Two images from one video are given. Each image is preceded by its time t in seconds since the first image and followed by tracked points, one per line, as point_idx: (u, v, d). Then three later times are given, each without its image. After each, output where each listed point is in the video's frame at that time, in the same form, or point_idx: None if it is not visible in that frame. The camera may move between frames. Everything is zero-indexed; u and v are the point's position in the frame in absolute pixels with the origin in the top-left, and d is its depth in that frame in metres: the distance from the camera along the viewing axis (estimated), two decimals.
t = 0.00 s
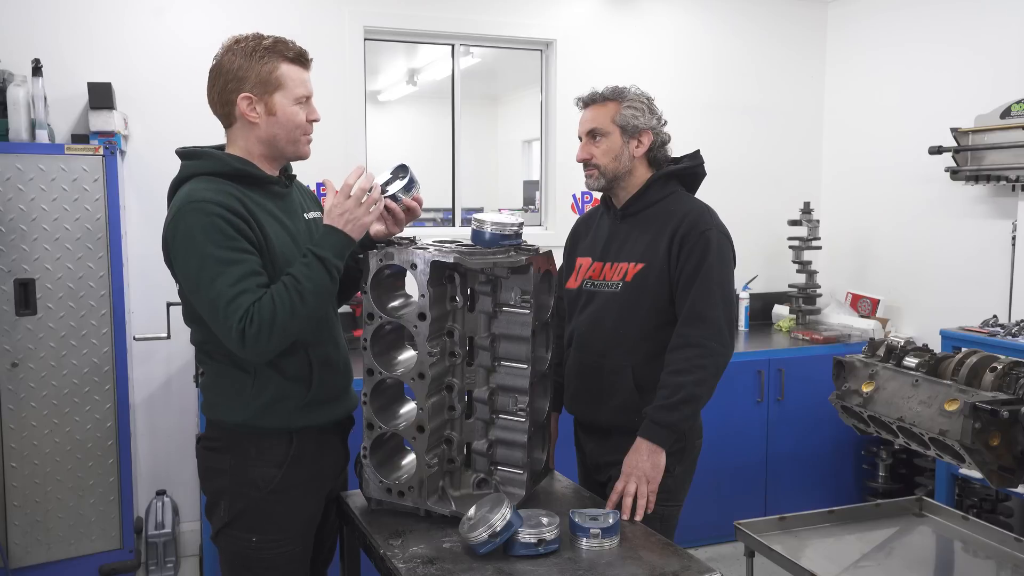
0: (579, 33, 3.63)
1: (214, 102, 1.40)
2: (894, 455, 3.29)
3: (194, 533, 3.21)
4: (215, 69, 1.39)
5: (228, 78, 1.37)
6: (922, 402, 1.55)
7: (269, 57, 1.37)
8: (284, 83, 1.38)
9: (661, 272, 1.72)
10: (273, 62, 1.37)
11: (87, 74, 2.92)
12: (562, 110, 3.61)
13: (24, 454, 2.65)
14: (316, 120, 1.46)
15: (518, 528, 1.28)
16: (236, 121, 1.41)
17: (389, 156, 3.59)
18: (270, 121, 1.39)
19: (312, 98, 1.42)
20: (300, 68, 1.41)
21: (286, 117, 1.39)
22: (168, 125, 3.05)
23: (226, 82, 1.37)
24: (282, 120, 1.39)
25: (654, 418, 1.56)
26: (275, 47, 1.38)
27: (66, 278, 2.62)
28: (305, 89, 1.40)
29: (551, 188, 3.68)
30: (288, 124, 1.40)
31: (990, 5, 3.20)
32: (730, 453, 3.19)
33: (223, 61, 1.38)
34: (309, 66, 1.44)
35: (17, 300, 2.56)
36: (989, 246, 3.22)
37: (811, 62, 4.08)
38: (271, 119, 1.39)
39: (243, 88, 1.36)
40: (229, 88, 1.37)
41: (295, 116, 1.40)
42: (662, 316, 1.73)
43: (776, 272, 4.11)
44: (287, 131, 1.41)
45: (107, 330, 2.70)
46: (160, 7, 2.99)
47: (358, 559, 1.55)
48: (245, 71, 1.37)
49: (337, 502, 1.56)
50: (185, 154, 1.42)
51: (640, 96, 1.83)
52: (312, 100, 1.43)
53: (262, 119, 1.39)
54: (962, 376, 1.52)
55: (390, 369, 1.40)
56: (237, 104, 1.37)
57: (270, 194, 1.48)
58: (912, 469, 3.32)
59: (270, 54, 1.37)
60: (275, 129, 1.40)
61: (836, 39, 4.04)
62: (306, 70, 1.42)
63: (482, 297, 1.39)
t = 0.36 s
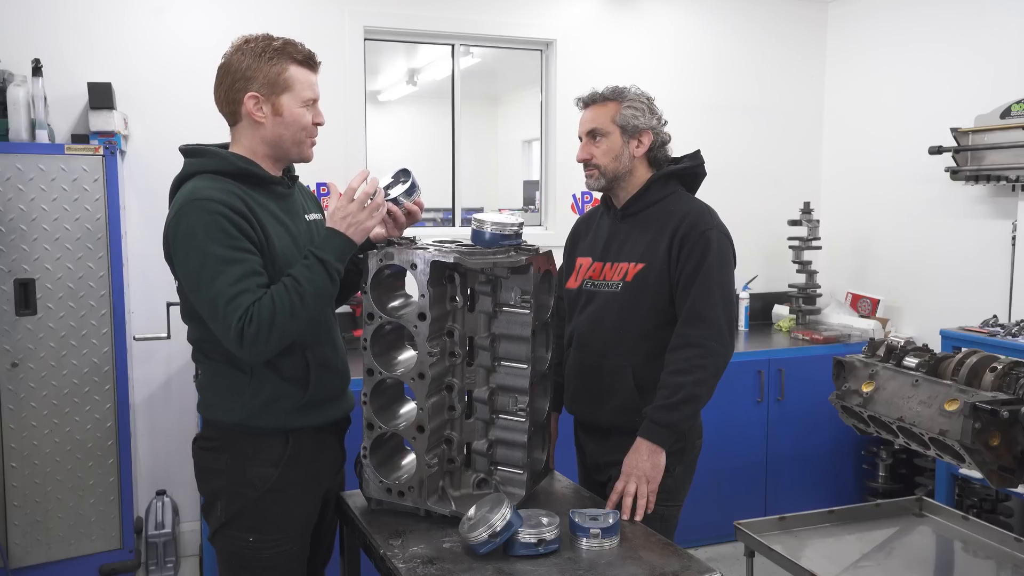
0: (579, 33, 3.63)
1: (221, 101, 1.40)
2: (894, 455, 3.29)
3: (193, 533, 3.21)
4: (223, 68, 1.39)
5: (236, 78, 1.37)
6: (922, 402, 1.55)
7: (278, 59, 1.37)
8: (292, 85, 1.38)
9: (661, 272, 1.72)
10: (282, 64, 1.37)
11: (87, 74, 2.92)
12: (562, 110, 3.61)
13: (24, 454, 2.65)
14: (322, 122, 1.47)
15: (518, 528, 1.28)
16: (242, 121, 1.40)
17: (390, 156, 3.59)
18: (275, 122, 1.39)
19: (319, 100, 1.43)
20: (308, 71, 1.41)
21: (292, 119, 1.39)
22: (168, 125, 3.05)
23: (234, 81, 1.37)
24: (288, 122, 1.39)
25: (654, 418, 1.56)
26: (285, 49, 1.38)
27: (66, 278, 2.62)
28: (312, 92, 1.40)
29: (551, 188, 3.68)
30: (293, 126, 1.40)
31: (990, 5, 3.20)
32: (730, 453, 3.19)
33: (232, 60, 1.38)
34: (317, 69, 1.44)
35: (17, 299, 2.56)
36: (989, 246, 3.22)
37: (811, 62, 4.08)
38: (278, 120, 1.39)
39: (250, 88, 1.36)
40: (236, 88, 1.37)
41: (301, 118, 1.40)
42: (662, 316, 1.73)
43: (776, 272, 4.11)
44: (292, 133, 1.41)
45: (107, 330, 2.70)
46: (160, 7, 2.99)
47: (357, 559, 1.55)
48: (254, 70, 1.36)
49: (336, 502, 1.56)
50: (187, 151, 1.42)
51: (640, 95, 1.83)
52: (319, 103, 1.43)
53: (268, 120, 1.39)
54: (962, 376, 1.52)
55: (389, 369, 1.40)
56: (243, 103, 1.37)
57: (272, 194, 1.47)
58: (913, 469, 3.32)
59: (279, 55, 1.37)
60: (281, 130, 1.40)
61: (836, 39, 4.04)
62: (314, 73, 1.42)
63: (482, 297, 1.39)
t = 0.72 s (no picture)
0: (579, 33, 3.63)
1: (223, 101, 1.40)
2: (894, 455, 3.29)
3: (193, 533, 3.21)
4: (226, 68, 1.39)
5: (239, 78, 1.37)
6: (922, 402, 1.55)
7: (281, 59, 1.37)
8: (295, 86, 1.38)
9: (662, 271, 1.72)
10: (285, 64, 1.37)
11: (86, 74, 2.92)
12: (562, 110, 3.61)
13: (24, 454, 2.65)
14: (323, 123, 1.46)
15: (518, 528, 1.28)
16: (244, 120, 1.40)
17: (390, 156, 3.59)
18: (278, 122, 1.39)
19: (321, 101, 1.42)
20: (311, 71, 1.41)
21: (295, 119, 1.39)
22: (168, 125, 3.05)
23: (236, 80, 1.37)
24: (291, 122, 1.39)
25: (654, 418, 1.56)
26: (287, 49, 1.38)
27: (66, 278, 2.62)
28: (314, 92, 1.40)
29: (551, 188, 3.67)
30: (296, 126, 1.40)
31: (991, 5, 3.20)
32: (729, 453, 3.19)
33: (235, 59, 1.38)
34: (319, 70, 1.43)
35: (17, 299, 2.56)
36: (989, 246, 3.22)
37: (811, 62, 4.08)
38: (280, 120, 1.39)
39: (253, 88, 1.36)
40: (239, 88, 1.37)
41: (303, 119, 1.40)
42: (663, 315, 1.73)
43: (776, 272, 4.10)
44: (294, 133, 1.41)
45: (107, 330, 2.70)
46: (160, 7, 2.99)
47: (356, 559, 1.55)
48: (256, 71, 1.36)
49: (335, 501, 1.56)
50: (188, 150, 1.42)
51: (625, 97, 1.75)
52: (321, 104, 1.43)
53: (270, 120, 1.39)
54: (962, 376, 1.52)
55: (389, 369, 1.40)
56: (246, 103, 1.37)
57: (273, 194, 1.47)
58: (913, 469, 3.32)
59: (283, 56, 1.37)
60: (283, 130, 1.40)
61: (836, 39, 4.04)
62: (316, 74, 1.42)
63: (482, 297, 1.39)
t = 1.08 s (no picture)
0: (579, 33, 3.63)
1: (222, 101, 1.40)
2: (894, 455, 3.29)
3: (193, 533, 3.21)
4: (224, 67, 1.39)
5: (237, 78, 1.37)
6: (922, 402, 1.55)
7: (281, 59, 1.37)
8: (293, 86, 1.37)
9: (663, 270, 1.72)
10: (283, 64, 1.37)
11: (86, 74, 2.92)
12: (562, 110, 3.61)
13: (24, 454, 2.65)
14: (323, 123, 1.46)
15: (518, 528, 1.28)
16: (242, 120, 1.40)
17: (389, 155, 3.59)
18: (276, 122, 1.39)
19: (320, 101, 1.42)
20: (310, 71, 1.41)
21: (293, 119, 1.39)
22: (168, 125, 3.05)
23: (234, 80, 1.37)
24: (290, 122, 1.39)
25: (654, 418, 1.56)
26: (287, 49, 1.38)
27: (66, 278, 2.62)
28: (313, 93, 1.40)
29: (551, 188, 3.67)
30: (295, 126, 1.40)
31: (990, 6, 3.20)
32: (729, 453, 3.19)
33: (234, 59, 1.37)
34: (318, 70, 1.43)
35: (17, 299, 2.56)
36: (989, 246, 3.21)
37: (811, 62, 4.08)
38: (278, 120, 1.39)
39: (251, 88, 1.36)
40: (237, 88, 1.37)
41: (301, 119, 1.40)
42: (664, 313, 1.73)
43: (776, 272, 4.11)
44: (293, 133, 1.40)
45: (107, 330, 2.70)
46: (160, 7, 2.99)
47: (357, 559, 1.55)
48: (255, 71, 1.36)
49: (336, 502, 1.56)
50: (187, 151, 1.42)
51: (617, 102, 1.72)
52: (320, 104, 1.43)
53: (269, 120, 1.38)
54: (962, 376, 1.52)
55: (389, 369, 1.40)
56: (243, 103, 1.37)
57: (273, 195, 1.47)
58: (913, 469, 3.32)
59: (281, 56, 1.37)
60: (281, 130, 1.39)
61: (836, 39, 4.04)
62: (315, 74, 1.42)
63: (482, 297, 1.39)
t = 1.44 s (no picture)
0: (579, 33, 3.63)
1: (218, 101, 1.39)
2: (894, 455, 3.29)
3: (194, 533, 3.21)
4: (224, 69, 1.37)
5: (234, 81, 1.35)
6: (922, 402, 1.55)
7: (277, 67, 1.34)
8: (287, 94, 1.35)
9: (667, 268, 1.71)
10: (279, 72, 1.34)
11: (86, 74, 2.92)
12: (562, 111, 3.62)
13: (24, 453, 2.65)
14: (320, 133, 1.44)
15: (518, 528, 1.28)
16: (236, 123, 1.39)
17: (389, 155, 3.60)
18: (269, 129, 1.37)
19: (317, 111, 1.39)
20: (308, 80, 1.38)
21: (285, 129, 1.37)
22: (168, 125, 3.05)
23: (231, 84, 1.36)
24: (282, 131, 1.37)
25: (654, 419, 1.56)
26: (285, 56, 1.35)
27: (66, 278, 2.62)
28: (309, 103, 1.37)
29: (551, 188, 3.68)
30: (287, 136, 1.38)
31: (990, 6, 3.20)
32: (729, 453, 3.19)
33: (233, 63, 1.36)
34: (319, 77, 1.40)
35: (17, 299, 2.56)
36: (989, 246, 3.21)
37: (811, 62, 4.08)
38: (271, 128, 1.37)
39: (245, 95, 1.34)
40: (233, 91, 1.36)
41: (294, 129, 1.37)
42: (669, 312, 1.72)
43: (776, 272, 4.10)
44: (285, 141, 1.39)
45: (107, 330, 2.70)
46: (160, 7, 2.99)
47: (358, 560, 1.55)
48: (251, 77, 1.34)
49: (337, 502, 1.56)
50: (184, 153, 1.42)
51: (620, 96, 1.72)
52: (318, 113, 1.40)
53: (260, 126, 1.37)
54: (962, 376, 1.52)
55: (389, 369, 1.40)
56: (236, 108, 1.36)
57: (270, 196, 1.47)
58: (912, 469, 3.32)
59: (279, 63, 1.35)
60: (273, 138, 1.38)
61: (836, 39, 4.04)
62: (314, 82, 1.39)
63: (482, 297, 1.39)
